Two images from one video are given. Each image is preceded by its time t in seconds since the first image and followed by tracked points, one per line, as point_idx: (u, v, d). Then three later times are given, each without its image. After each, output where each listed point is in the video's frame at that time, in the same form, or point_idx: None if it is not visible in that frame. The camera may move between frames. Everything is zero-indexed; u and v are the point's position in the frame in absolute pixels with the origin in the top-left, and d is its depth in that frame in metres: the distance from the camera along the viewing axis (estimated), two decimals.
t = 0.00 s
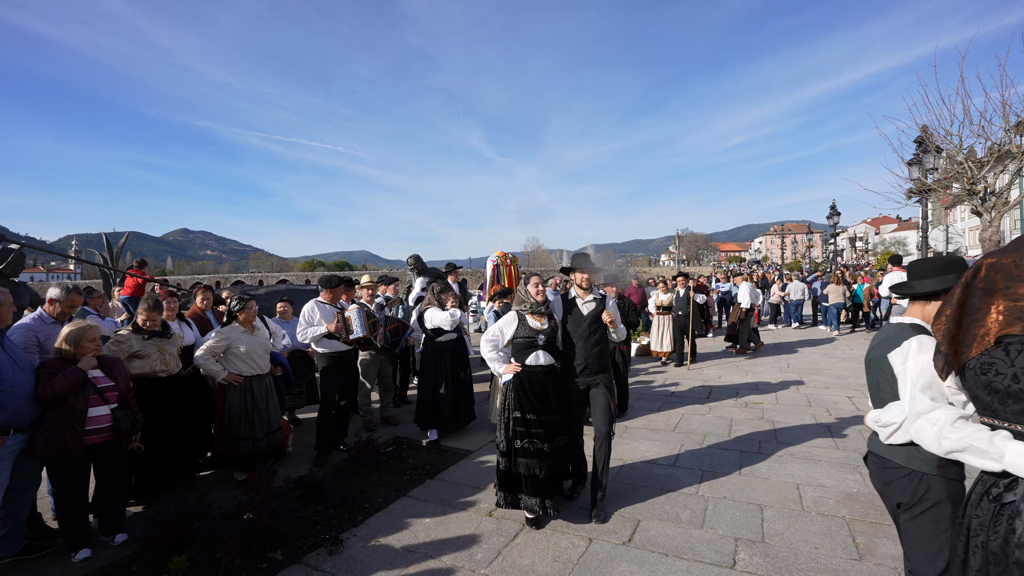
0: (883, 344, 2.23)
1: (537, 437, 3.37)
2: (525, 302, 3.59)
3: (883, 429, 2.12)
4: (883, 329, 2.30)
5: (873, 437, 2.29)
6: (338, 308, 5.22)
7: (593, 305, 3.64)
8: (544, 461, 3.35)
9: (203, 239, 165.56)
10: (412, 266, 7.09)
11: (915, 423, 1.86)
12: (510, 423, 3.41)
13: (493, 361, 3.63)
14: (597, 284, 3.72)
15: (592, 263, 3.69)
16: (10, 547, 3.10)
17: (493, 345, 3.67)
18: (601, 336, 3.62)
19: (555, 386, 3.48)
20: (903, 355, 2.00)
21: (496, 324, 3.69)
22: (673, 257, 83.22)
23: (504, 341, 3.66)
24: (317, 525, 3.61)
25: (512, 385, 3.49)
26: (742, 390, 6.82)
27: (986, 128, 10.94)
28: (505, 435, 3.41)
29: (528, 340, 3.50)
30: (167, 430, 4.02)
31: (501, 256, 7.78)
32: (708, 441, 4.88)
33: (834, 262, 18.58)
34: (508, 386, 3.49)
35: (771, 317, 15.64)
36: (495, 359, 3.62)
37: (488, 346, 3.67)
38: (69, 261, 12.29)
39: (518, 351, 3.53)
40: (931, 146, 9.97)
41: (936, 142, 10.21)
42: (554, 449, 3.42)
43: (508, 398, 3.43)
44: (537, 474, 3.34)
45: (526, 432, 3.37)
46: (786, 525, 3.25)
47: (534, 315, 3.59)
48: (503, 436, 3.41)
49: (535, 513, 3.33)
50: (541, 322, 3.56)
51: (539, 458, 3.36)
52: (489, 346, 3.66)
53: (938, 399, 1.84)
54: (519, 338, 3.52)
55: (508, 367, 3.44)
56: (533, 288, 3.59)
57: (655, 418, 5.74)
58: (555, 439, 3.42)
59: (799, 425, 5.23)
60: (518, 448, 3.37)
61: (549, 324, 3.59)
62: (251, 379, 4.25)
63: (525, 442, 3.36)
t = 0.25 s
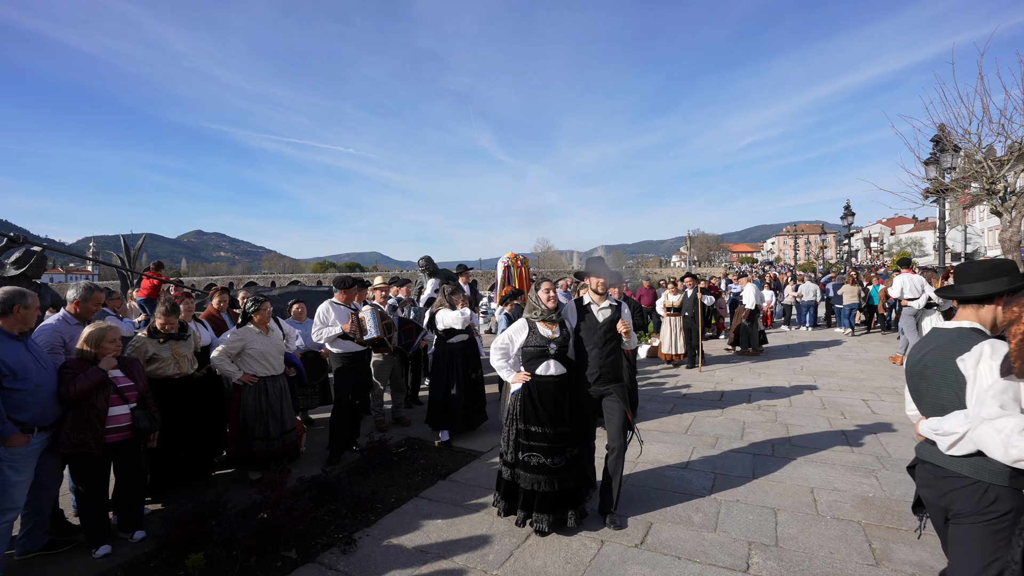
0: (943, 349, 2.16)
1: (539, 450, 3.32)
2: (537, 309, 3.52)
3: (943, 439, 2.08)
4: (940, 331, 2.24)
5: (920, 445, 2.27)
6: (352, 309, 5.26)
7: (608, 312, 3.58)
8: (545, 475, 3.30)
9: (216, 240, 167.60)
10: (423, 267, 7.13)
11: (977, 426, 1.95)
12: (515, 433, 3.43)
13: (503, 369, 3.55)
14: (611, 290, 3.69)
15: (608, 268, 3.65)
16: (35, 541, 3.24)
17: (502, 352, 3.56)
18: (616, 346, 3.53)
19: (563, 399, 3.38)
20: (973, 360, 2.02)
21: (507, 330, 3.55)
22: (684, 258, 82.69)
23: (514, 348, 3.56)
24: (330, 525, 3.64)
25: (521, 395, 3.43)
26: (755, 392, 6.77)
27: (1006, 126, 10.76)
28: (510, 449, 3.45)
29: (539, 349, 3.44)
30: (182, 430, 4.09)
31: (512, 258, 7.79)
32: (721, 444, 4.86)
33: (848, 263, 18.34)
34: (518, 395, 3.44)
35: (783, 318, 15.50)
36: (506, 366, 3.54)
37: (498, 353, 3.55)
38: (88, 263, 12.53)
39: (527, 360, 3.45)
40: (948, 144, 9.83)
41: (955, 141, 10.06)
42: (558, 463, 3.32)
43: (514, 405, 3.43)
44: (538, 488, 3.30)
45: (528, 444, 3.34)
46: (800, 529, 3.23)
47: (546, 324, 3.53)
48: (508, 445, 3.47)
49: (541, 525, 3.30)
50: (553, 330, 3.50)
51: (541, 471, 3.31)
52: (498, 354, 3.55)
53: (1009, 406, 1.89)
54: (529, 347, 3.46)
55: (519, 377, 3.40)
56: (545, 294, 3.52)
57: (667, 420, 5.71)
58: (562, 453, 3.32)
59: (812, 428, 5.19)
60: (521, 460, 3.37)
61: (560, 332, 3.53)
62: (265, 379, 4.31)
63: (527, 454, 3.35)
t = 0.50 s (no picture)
0: (998, 347, 2.14)
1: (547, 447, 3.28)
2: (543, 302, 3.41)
3: (1008, 439, 2.02)
4: (990, 328, 2.23)
5: (976, 449, 2.22)
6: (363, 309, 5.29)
7: (624, 306, 3.44)
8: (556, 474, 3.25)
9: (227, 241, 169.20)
10: (432, 267, 7.16)
11: None
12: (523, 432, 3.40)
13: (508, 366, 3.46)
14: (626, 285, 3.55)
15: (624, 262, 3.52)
16: (54, 535, 3.30)
17: (507, 348, 3.46)
18: (633, 342, 3.41)
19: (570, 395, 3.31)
20: None
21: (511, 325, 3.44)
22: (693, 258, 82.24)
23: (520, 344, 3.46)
24: (341, 522, 3.66)
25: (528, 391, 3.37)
26: (765, 393, 6.72)
27: None
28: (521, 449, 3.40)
29: (546, 344, 3.33)
30: (195, 428, 4.13)
31: (520, 257, 7.79)
32: (731, 444, 4.83)
33: (859, 263, 18.18)
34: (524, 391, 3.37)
35: (794, 319, 15.38)
36: (511, 364, 3.45)
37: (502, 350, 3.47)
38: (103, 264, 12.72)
39: (534, 355, 3.36)
40: (964, 142, 9.70)
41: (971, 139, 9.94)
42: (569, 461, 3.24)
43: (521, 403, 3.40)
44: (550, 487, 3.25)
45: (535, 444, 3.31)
46: (812, 531, 3.20)
47: (553, 318, 3.41)
48: (518, 444, 3.42)
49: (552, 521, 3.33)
50: (561, 324, 3.39)
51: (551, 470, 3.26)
52: (503, 351, 3.47)
53: None
54: (535, 343, 3.35)
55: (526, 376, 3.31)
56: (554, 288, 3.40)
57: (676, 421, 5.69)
58: (572, 451, 3.24)
59: (824, 429, 5.15)
60: (533, 459, 3.32)
61: (569, 326, 3.41)
62: (277, 378, 4.34)
63: (539, 453, 3.30)
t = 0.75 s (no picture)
0: None
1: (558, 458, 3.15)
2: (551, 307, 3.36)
3: None
4: None
5: None
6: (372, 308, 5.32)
7: (638, 311, 3.29)
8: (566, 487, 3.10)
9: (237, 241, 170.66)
10: (441, 267, 7.18)
11: None
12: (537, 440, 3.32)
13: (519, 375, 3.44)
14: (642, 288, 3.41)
15: (637, 263, 3.38)
16: (69, 531, 3.36)
17: (517, 357, 3.45)
18: (647, 348, 3.24)
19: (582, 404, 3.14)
20: None
21: (520, 333, 3.44)
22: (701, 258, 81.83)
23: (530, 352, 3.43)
24: (349, 521, 3.68)
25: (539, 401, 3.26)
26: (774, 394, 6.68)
27: None
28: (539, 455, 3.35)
29: (555, 351, 3.24)
30: (206, 425, 4.18)
31: (527, 257, 7.79)
32: (740, 445, 4.81)
33: (870, 262, 17.99)
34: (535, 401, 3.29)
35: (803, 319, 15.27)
36: (522, 372, 3.42)
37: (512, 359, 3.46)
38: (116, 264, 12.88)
39: (543, 361, 3.28)
40: (977, 140, 9.59)
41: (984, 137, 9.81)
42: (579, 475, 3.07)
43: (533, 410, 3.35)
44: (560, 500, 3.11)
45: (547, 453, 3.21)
46: (823, 532, 3.17)
47: (563, 324, 3.33)
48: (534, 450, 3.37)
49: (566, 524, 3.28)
50: (570, 330, 3.31)
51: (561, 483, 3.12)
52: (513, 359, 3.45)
53: None
54: (544, 349, 3.28)
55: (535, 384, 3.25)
56: (562, 292, 3.35)
57: (685, 421, 5.66)
58: (583, 464, 3.07)
59: (834, 430, 5.11)
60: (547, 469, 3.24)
61: (579, 331, 3.32)
62: (286, 377, 4.37)
63: (551, 464, 3.20)
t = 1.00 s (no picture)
0: None
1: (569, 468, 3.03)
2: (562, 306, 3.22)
3: None
4: None
5: None
6: (379, 307, 5.33)
7: (650, 308, 3.24)
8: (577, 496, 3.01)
9: (245, 241, 172.08)
10: (448, 267, 7.20)
11: None
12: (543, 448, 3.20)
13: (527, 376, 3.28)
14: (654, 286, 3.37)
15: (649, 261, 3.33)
16: (81, 527, 3.40)
17: (526, 356, 3.31)
18: (657, 346, 3.20)
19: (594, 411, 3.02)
20: None
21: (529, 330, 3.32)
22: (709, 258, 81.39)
23: (540, 352, 3.30)
24: (357, 519, 3.69)
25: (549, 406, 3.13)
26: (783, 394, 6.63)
27: None
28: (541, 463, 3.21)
29: (567, 351, 3.14)
30: (215, 424, 4.21)
31: (533, 256, 7.78)
32: (748, 445, 4.78)
33: (880, 261, 17.79)
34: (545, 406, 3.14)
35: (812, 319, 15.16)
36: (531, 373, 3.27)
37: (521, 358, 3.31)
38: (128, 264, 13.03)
39: (553, 362, 3.17)
40: (991, 138, 9.46)
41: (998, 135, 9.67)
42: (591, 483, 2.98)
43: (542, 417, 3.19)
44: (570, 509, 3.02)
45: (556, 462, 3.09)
46: (833, 534, 3.14)
47: (574, 324, 3.21)
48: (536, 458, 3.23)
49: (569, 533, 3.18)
50: (582, 330, 3.19)
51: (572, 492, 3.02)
52: (522, 358, 3.31)
53: None
54: (555, 349, 3.17)
55: (543, 385, 3.09)
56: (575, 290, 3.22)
57: (692, 421, 5.64)
58: (594, 473, 2.97)
59: (844, 430, 5.07)
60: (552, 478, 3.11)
61: (591, 332, 3.20)
62: (295, 375, 4.40)
63: (558, 472, 3.08)
